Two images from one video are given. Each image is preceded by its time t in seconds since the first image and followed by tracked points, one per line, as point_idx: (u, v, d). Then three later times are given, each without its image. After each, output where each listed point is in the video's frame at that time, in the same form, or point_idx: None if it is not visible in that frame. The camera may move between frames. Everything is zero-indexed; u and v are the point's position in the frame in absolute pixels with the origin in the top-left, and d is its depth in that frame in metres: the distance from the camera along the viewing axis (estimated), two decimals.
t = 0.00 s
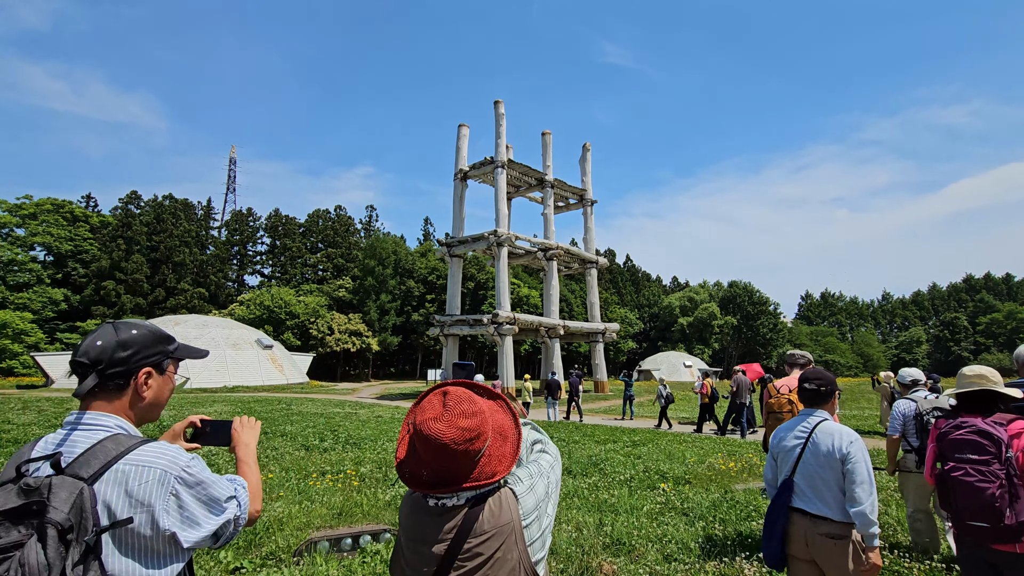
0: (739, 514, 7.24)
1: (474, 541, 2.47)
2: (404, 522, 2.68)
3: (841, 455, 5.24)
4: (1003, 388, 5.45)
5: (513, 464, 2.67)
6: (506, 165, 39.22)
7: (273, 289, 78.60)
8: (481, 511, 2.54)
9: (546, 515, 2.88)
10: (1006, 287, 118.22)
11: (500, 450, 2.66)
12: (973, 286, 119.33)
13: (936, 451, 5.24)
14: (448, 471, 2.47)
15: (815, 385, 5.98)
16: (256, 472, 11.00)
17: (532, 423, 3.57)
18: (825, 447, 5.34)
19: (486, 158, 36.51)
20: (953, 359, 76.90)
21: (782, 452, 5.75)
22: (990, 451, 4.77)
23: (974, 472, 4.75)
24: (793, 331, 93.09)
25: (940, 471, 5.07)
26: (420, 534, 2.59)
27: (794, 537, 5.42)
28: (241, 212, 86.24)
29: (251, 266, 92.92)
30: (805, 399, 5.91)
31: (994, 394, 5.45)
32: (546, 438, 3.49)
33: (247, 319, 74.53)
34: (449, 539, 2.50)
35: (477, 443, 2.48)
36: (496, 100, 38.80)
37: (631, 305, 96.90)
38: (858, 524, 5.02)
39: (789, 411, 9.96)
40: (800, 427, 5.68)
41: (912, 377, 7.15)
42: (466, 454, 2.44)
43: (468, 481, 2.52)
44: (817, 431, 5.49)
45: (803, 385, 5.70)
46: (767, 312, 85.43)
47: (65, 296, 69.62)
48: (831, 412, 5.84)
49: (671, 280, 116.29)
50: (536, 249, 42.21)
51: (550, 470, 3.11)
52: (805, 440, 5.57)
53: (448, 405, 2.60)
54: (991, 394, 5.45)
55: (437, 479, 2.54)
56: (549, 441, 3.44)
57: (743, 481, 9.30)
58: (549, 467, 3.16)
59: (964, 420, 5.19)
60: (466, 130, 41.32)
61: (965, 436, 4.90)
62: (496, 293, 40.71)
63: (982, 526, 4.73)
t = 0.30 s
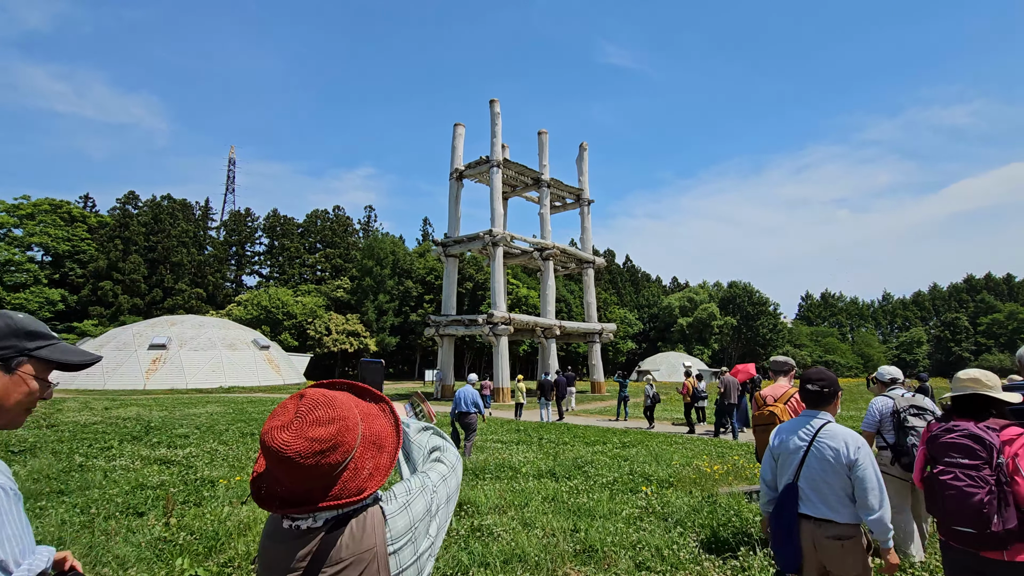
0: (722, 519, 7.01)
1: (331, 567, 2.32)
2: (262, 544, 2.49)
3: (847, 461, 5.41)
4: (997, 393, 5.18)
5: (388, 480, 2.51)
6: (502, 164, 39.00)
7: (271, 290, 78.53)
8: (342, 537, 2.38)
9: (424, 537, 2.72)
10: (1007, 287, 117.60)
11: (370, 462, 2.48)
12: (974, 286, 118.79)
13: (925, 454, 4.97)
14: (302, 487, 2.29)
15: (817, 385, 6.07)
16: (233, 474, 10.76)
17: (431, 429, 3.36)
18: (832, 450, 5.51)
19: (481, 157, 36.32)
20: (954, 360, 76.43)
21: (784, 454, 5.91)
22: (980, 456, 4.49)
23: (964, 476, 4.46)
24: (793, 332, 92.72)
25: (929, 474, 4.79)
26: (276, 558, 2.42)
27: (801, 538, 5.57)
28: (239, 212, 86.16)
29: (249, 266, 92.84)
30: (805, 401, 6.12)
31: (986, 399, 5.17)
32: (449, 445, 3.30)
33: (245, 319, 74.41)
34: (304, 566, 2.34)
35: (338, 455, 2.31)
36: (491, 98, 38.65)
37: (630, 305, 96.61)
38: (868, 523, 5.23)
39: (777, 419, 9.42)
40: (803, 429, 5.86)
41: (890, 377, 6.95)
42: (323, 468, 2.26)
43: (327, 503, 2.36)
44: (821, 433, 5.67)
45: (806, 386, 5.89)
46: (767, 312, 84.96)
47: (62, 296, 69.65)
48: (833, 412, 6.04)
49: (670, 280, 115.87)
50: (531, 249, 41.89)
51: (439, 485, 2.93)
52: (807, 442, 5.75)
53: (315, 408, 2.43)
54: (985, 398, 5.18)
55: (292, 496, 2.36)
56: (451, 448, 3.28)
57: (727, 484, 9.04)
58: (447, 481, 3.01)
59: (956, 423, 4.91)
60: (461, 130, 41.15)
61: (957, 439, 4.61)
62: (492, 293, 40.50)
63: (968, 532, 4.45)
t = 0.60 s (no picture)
0: (702, 524, 6.77)
1: None
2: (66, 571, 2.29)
3: (840, 463, 5.36)
4: (1015, 393, 4.94)
5: (211, 495, 2.36)
6: (497, 163, 38.72)
7: (268, 290, 78.36)
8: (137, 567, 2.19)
9: (253, 566, 2.45)
10: (1008, 287, 117.31)
11: (187, 479, 2.28)
12: (975, 287, 118.26)
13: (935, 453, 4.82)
14: (97, 509, 2.10)
15: (809, 384, 5.89)
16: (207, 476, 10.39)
17: (309, 432, 2.98)
18: (826, 450, 5.46)
19: (477, 156, 36.08)
20: (955, 360, 76.17)
21: (775, 454, 5.79)
22: (998, 461, 4.32)
23: (981, 481, 4.31)
24: (793, 332, 92.36)
25: (939, 473, 4.66)
26: None
27: (794, 540, 5.45)
28: (236, 212, 86.05)
29: (247, 266, 92.71)
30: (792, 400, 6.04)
31: (1002, 399, 4.93)
32: (325, 453, 2.98)
33: (242, 319, 74.18)
34: None
35: (133, 472, 2.09)
36: (487, 97, 38.43)
37: (630, 305, 96.30)
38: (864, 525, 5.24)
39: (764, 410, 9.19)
40: (794, 428, 5.77)
41: (878, 378, 6.70)
42: (109, 486, 2.03)
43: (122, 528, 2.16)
44: (813, 433, 5.60)
45: (796, 386, 5.85)
46: (766, 313, 84.50)
47: (59, 296, 69.54)
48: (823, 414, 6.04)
49: (670, 280, 115.70)
50: (528, 248, 41.59)
51: (290, 504, 2.63)
52: (799, 442, 5.66)
53: (128, 410, 2.25)
54: (1000, 400, 4.95)
55: (87, 519, 2.15)
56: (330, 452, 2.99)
57: (712, 488, 8.76)
58: (313, 498, 2.72)
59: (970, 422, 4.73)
60: (457, 128, 40.86)
61: (974, 442, 4.43)
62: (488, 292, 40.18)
63: (978, 535, 4.35)
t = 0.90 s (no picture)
0: (681, 532, 6.46)
1: None
2: None
3: (826, 467, 5.14)
4: (1021, 398, 4.65)
5: None
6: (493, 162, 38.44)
7: (266, 290, 78.22)
8: None
9: None
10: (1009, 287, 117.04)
11: None
12: (976, 287, 117.74)
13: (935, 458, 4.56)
14: None
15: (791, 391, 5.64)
16: (181, 479, 10.12)
17: (132, 453, 2.95)
18: (810, 456, 5.24)
19: (472, 155, 35.82)
20: (955, 361, 75.88)
21: (759, 462, 5.50)
22: (994, 465, 4.06)
23: (974, 484, 4.05)
24: (793, 332, 92.04)
25: (938, 479, 4.39)
26: None
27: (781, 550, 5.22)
28: (234, 212, 85.94)
29: (245, 266, 92.58)
30: (773, 405, 5.78)
31: (1003, 403, 4.66)
32: (149, 474, 2.96)
33: (239, 319, 73.99)
34: None
35: None
36: (482, 96, 38.26)
37: (630, 306, 95.96)
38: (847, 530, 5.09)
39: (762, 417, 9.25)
40: (777, 436, 5.50)
41: (848, 379, 6.51)
42: None
43: None
44: (797, 439, 5.35)
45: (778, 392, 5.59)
46: (767, 313, 84.03)
47: (56, 296, 69.42)
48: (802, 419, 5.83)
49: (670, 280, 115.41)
50: (524, 248, 41.27)
51: (85, 532, 2.57)
52: (784, 449, 5.40)
53: None
54: (1006, 403, 4.66)
55: None
56: (159, 472, 3.01)
57: (695, 493, 8.45)
58: (106, 533, 2.63)
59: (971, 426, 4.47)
60: (452, 127, 40.59)
61: (971, 445, 4.18)
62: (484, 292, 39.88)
63: (973, 543, 4.05)
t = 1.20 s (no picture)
0: (659, 537, 6.18)
1: None
2: None
3: (820, 461, 5.08)
4: (1020, 393, 4.36)
5: None
6: (489, 160, 38.16)
7: (264, 290, 78.10)
8: None
9: None
10: (1010, 287, 116.58)
11: None
12: (977, 286, 117.39)
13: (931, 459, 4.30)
14: None
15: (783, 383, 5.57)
16: (157, 481, 9.87)
17: None
18: (803, 448, 5.17)
19: (468, 153, 35.57)
20: (956, 361, 75.50)
21: (749, 456, 5.42)
22: (981, 459, 3.80)
23: (959, 479, 3.80)
24: (794, 332, 91.65)
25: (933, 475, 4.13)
26: None
27: (772, 546, 5.10)
28: (232, 212, 85.93)
29: (244, 266, 92.53)
30: (764, 400, 5.71)
31: (1001, 401, 4.35)
32: None
33: (237, 319, 73.89)
34: None
35: None
36: (479, 94, 38.05)
37: (629, 305, 95.62)
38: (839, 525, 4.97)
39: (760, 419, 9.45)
40: (769, 430, 5.42)
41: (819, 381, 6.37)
42: None
43: None
44: (788, 432, 5.30)
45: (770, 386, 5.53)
46: (767, 313, 83.59)
47: (54, 295, 69.41)
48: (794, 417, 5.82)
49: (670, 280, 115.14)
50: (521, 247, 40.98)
51: None
52: (776, 444, 5.31)
53: None
54: (1005, 401, 4.35)
55: None
56: None
57: (679, 496, 8.15)
58: None
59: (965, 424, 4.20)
60: (449, 126, 40.40)
61: (959, 443, 3.93)
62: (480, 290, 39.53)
63: (964, 540, 3.79)
